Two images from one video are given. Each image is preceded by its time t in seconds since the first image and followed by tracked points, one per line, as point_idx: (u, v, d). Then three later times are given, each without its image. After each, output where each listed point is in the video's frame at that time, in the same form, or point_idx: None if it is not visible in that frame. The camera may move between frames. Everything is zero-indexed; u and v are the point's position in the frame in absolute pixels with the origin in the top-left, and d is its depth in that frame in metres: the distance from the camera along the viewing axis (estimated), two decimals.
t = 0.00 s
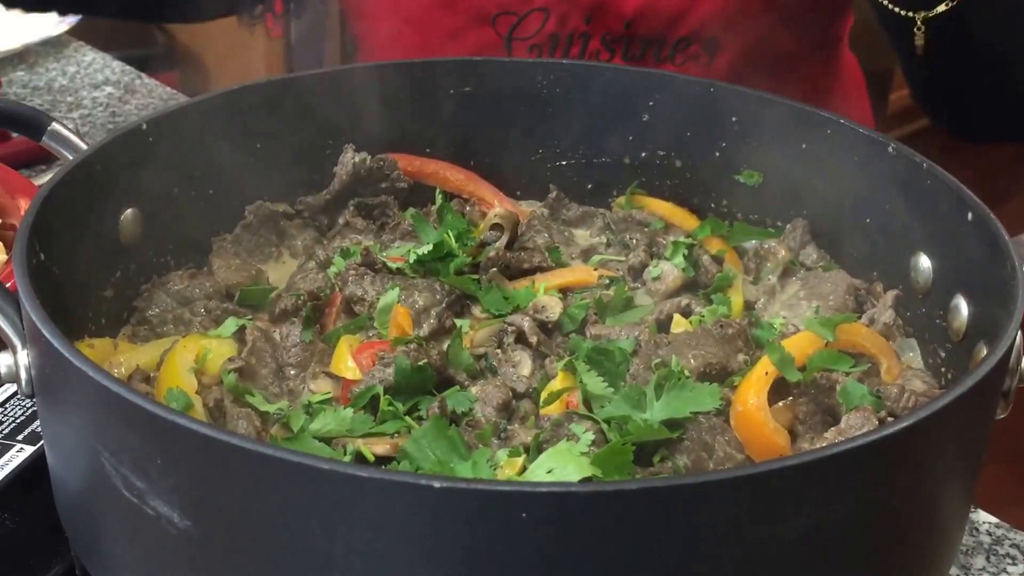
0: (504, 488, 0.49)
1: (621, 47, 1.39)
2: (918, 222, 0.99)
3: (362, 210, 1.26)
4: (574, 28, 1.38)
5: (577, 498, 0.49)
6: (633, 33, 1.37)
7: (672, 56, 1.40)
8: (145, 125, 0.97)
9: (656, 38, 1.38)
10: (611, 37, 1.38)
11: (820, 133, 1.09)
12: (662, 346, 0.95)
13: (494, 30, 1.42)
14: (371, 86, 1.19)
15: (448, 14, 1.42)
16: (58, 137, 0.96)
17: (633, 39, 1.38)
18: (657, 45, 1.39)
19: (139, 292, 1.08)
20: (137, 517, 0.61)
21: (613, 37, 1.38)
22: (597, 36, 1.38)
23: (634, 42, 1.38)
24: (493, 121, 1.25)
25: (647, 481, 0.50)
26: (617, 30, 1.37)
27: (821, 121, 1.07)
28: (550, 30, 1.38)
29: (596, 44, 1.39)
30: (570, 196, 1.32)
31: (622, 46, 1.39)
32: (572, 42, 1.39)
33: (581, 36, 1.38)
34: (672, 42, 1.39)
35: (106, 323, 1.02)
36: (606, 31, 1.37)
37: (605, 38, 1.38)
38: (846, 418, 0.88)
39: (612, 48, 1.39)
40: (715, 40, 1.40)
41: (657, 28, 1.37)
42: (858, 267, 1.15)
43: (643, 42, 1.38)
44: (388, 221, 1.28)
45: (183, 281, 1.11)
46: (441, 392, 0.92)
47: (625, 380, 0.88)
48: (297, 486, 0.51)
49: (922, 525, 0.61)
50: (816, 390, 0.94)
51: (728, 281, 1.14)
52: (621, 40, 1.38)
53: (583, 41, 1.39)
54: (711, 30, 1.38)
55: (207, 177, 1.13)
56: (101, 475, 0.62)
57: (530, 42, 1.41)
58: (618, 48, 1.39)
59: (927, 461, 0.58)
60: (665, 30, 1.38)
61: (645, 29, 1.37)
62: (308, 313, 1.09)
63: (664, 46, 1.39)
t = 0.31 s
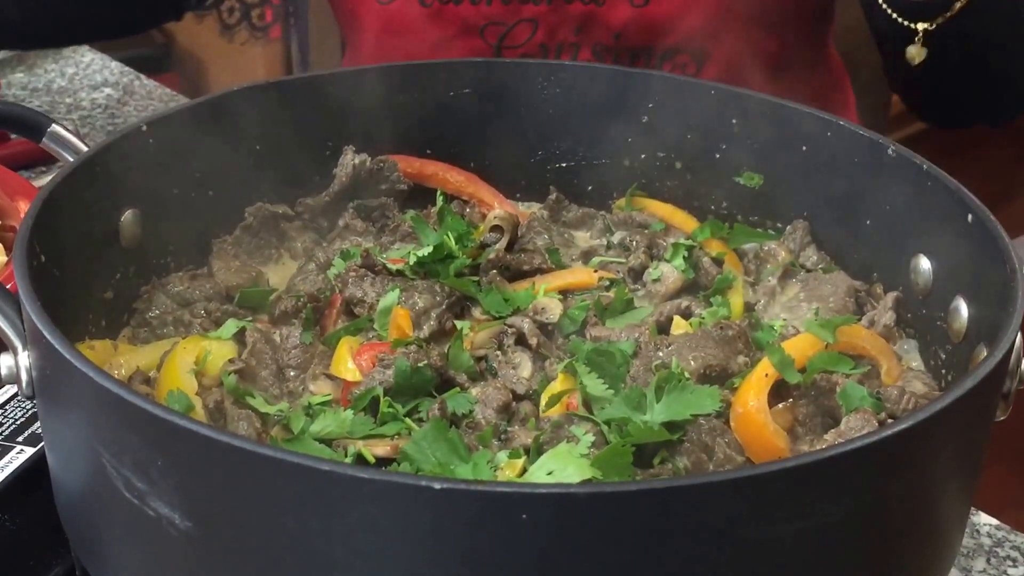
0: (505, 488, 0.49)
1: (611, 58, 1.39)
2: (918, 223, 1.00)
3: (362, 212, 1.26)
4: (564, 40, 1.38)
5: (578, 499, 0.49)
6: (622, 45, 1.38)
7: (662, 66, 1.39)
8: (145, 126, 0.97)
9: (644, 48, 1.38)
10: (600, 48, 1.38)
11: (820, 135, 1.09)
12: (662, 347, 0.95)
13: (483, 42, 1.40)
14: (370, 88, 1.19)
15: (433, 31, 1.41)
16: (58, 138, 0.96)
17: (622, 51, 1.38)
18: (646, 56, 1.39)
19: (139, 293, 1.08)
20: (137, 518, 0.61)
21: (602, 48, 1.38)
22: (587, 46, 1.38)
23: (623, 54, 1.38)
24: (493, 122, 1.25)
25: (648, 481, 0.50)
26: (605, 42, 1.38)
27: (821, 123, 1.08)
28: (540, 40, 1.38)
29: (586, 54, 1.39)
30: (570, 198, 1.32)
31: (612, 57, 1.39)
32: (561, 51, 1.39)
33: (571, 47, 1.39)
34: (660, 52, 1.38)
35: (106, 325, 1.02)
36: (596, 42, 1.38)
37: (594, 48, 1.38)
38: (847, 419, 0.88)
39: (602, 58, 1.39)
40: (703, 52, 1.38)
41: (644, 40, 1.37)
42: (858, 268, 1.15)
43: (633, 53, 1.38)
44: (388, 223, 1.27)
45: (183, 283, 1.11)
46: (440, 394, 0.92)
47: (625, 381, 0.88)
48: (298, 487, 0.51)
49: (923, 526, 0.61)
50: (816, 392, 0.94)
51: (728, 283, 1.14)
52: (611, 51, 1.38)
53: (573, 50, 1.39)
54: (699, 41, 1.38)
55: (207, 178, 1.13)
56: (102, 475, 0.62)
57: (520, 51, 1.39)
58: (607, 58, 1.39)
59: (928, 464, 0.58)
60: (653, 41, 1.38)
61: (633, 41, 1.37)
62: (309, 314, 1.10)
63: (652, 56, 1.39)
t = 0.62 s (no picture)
0: (507, 489, 0.49)
1: (611, 57, 1.38)
2: (918, 225, 1.00)
3: (362, 214, 1.26)
4: (564, 40, 1.38)
5: (579, 501, 0.49)
6: (622, 42, 1.37)
7: (664, 62, 1.40)
8: (145, 128, 0.97)
9: (645, 45, 1.38)
10: (600, 48, 1.38)
11: (820, 136, 1.09)
12: (662, 348, 0.95)
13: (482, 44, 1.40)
14: (371, 89, 1.19)
15: (433, 33, 1.40)
16: (58, 140, 0.96)
17: (622, 49, 1.38)
18: (648, 53, 1.39)
19: (139, 295, 1.08)
20: (139, 518, 0.61)
21: (602, 48, 1.38)
22: (587, 46, 1.38)
23: (623, 52, 1.38)
24: (493, 124, 1.25)
25: (649, 482, 0.50)
26: (604, 41, 1.37)
27: (822, 124, 1.08)
28: (540, 41, 1.38)
29: (586, 55, 1.39)
30: (570, 200, 1.32)
31: (611, 56, 1.38)
32: (562, 53, 1.39)
33: (570, 48, 1.39)
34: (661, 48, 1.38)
35: (106, 326, 1.02)
36: (595, 42, 1.38)
37: (594, 49, 1.38)
38: (847, 421, 0.88)
39: (602, 57, 1.39)
40: (704, 43, 1.39)
41: (645, 37, 1.37)
42: (858, 271, 1.15)
43: (633, 51, 1.38)
44: (388, 225, 1.27)
45: (182, 284, 1.11)
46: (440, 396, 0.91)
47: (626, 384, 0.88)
48: (299, 488, 0.51)
49: (924, 528, 0.61)
50: (816, 394, 0.94)
51: (729, 285, 1.14)
52: (611, 50, 1.38)
53: (572, 50, 1.39)
54: (702, 33, 1.38)
55: (206, 181, 1.13)
56: (103, 476, 0.62)
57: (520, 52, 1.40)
58: (607, 58, 1.39)
59: (930, 465, 0.58)
60: (653, 38, 1.38)
61: (633, 38, 1.37)
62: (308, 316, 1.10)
63: (654, 52, 1.39)
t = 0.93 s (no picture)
0: (507, 491, 0.49)
1: (606, 57, 1.39)
2: (918, 227, 1.00)
3: (362, 215, 1.26)
4: (558, 43, 1.38)
5: (579, 502, 0.49)
6: (617, 42, 1.38)
7: (658, 58, 1.40)
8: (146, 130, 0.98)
9: (639, 44, 1.39)
10: (595, 49, 1.38)
11: (821, 138, 1.09)
12: (662, 349, 0.95)
13: (475, 53, 1.39)
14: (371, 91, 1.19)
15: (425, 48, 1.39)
16: (58, 141, 0.96)
17: (617, 49, 1.39)
18: (642, 50, 1.39)
19: (140, 296, 1.08)
20: (137, 520, 0.61)
21: (597, 49, 1.38)
22: (582, 48, 1.38)
23: (617, 52, 1.39)
24: (493, 126, 1.25)
25: (649, 484, 0.50)
26: (599, 42, 1.38)
27: (822, 125, 1.08)
28: (534, 43, 1.37)
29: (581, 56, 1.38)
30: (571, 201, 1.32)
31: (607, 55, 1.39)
32: (557, 55, 1.38)
33: (566, 50, 1.38)
34: (655, 45, 1.39)
35: (106, 328, 1.02)
36: (590, 44, 1.38)
37: (588, 51, 1.38)
38: (847, 422, 0.88)
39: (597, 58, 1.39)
40: (696, 37, 1.40)
41: (638, 35, 1.38)
42: (858, 272, 1.15)
43: (627, 49, 1.39)
44: (388, 226, 1.27)
45: (183, 286, 1.11)
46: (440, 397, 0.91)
47: (626, 386, 0.88)
48: (299, 490, 0.51)
49: (924, 530, 0.61)
50: (816, 395, 0.94)
51: (729, 286, 1.14)
52: (606, 50, 1.39)
53: (567, 53, 1.38)
54: (693, 26, 1.39)
55: (206, 182, 1.13)
56: (103, 478, 0.62)
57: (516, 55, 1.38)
58: (602, 58, 1.39)
59: (930, 466, 0.58)
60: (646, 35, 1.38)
61: (627, 37, 1.38)
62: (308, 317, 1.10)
63: (648, 49, 1.39)
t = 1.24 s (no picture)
0: (506, 493, 0.49)
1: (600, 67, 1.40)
2: (919, 228, 1.00)
3: (362, 217, 1.26)
4: (553, 54, 1.39)
5: (578, 504, 0.49)
6: (611, 53, 1.39)
7: (652, 64, 1.41)
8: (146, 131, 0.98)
9: (632, 52, 1.40)
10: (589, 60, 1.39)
11: (821, 139, 1.09)
12: (662, 352, 0.95)
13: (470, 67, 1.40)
14: (371, 93, 1.19)
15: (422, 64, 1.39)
16: (58, 143, 0.96)
17: (612, 58, 1.39)
18: (635, 57, 1.40)
19: (140, 298, 1.09)
20: (136, 522, 0.61)
21: (592, 60, 1.39)
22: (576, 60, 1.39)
23: (612, 61, 1.40)
24: (493, 128, 1.25)
25: (649, 486, 0.50)
26: (594, 54, 1.39)
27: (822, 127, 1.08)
28: (529, 56, 1.38)
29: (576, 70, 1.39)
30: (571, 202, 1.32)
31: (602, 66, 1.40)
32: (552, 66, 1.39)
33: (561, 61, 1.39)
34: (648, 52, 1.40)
35: (106, 329, 1.02)
36: (585, 55, 1.39)
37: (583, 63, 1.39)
38: (846, 424, 0.88)
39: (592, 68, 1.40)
40: (688, 42, 1.40)
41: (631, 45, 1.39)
42: (858, 273, 1.15)
43: (621, 57, 1.40)
44: (389, 227, 1.27)
45: (183, 287, 1.11)
46: (440, 399, 0.91)
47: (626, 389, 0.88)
48: (298, 492, 0.51)
49: (923, 531, 0.61)
50: (816, 397, 0.94)
51: (729, 288, 1.14)
52: (600, 59, 1.40)
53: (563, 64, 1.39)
54: (684, 32, 1.40)
55: (207, 184, 1.13)
56: (103, 481, 0.62)
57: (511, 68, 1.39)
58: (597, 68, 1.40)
59: (928, 468, 0.58)
60: (639, 42, 1.39)
61: (621, 48, 1.39)
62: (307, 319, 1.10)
63: (640, 55, 1.40)
